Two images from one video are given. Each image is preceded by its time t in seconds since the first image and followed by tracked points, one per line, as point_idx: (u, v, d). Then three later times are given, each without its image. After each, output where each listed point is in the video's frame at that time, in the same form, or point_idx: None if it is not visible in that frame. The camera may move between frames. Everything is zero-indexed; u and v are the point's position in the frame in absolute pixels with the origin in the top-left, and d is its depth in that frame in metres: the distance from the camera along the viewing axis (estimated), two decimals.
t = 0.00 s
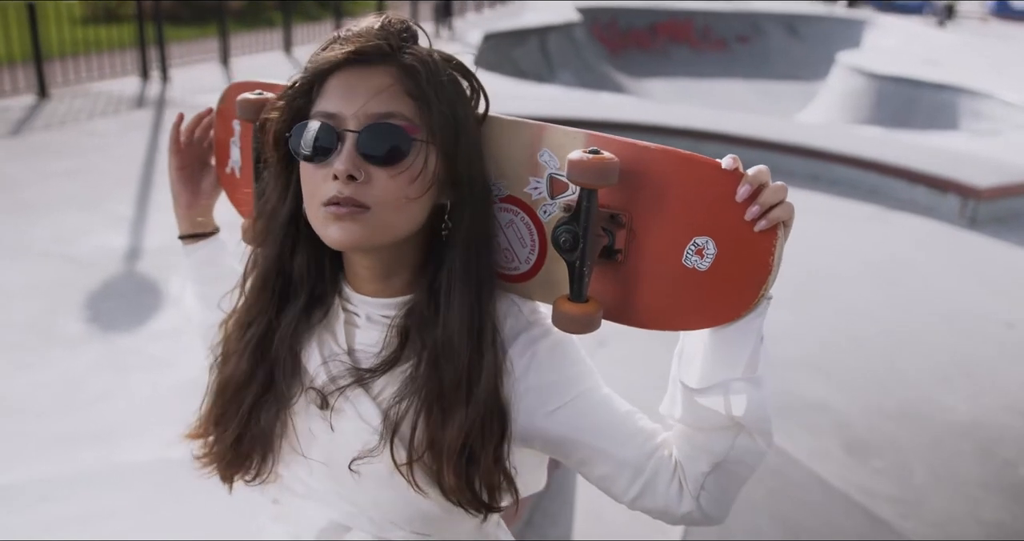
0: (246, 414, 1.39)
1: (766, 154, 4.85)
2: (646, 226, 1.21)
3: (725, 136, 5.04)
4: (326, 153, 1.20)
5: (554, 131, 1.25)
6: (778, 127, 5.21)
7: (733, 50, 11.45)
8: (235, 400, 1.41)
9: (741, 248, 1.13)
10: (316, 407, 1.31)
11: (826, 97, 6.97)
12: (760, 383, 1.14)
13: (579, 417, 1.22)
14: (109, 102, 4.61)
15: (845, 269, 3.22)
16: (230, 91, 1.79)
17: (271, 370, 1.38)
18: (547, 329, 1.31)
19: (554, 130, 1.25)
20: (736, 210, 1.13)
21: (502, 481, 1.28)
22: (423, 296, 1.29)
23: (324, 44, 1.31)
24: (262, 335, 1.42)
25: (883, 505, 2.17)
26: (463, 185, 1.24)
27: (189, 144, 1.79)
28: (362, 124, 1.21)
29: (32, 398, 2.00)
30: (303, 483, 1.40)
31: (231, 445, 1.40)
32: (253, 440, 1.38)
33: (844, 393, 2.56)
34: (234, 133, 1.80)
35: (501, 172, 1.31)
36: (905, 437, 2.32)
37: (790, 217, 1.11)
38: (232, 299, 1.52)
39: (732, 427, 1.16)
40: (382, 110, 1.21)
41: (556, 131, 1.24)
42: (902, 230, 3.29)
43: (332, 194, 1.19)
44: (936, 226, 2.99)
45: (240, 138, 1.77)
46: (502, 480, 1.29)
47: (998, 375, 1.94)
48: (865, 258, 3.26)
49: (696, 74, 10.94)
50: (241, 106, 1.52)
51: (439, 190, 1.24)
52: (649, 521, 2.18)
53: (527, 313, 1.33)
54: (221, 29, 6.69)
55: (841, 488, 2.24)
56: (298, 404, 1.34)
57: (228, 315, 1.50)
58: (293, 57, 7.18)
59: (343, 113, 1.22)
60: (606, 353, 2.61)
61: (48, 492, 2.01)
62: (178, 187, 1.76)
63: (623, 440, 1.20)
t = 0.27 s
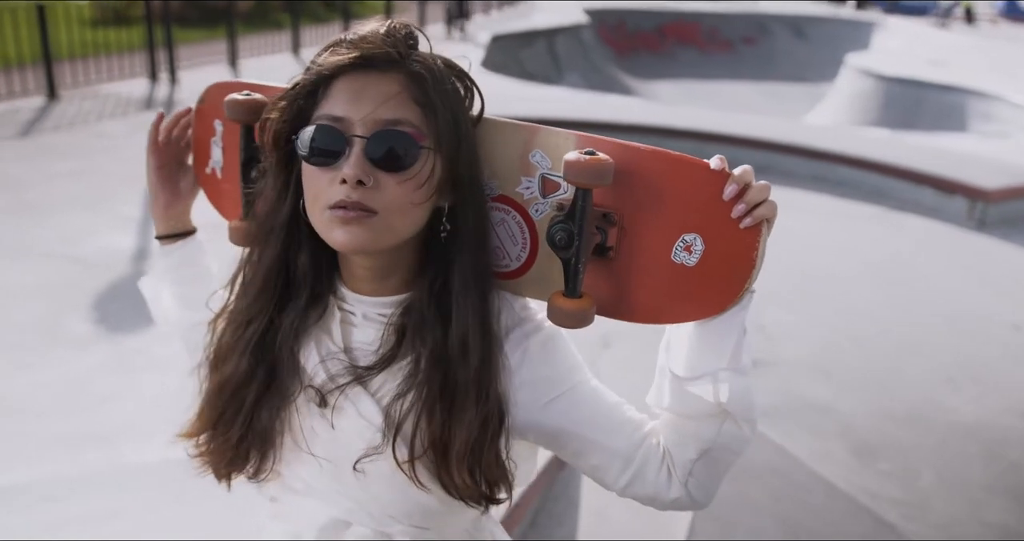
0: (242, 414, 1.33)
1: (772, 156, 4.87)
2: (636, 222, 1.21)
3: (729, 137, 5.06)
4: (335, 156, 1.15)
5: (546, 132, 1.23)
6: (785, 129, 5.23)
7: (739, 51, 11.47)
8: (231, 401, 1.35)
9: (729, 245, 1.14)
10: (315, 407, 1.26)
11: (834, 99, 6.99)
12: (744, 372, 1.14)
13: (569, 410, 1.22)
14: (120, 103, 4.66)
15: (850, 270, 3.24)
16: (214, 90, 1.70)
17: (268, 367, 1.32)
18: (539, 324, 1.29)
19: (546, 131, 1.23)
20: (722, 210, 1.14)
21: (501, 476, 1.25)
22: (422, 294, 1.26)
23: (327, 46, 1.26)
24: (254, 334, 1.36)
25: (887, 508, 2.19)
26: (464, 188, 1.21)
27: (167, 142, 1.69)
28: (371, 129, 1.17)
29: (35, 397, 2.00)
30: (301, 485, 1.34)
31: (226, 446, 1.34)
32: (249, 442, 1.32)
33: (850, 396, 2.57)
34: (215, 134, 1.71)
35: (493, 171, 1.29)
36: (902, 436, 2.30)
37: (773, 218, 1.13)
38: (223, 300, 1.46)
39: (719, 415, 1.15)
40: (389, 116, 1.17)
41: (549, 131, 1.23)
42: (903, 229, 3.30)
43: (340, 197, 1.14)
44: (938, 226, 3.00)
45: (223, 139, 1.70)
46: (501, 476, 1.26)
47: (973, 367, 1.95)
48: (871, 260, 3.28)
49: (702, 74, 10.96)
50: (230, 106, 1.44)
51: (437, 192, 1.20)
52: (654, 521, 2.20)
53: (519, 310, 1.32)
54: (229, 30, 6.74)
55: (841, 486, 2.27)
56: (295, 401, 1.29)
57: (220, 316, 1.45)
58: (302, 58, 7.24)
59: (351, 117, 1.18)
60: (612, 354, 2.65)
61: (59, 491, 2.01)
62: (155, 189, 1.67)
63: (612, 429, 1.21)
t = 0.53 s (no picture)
0: (243, 414, 1.26)
1: (783, 158, 4.87)
2: (624, 216, 1.18)
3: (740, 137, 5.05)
4: (341, 161, 1.10)
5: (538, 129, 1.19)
6: (796, 130, 5.22)
7: (750, 52, 11.44)
8: (229, 401, 1.27)
9: (717, 237, 1.11)
10: (316, 406, 1.19)
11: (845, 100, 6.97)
12: (732, 359, 1.12)
13: (564, 399, 1.18)
14: (131, 105, 4.70)
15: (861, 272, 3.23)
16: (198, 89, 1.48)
17: (271, 366, 1.24)
18: (530, 315, 1.25)
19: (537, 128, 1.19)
20: (707, 203, 1.12)
21: (504, 467, 1.22)
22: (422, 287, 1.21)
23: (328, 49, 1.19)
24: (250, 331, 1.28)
25: (898, 510, 2.16)
26: (464, 192, 1.17)
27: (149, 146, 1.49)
28: (378, 134, 1.11)
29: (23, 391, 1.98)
30: (308, 483, 1.25)
31: (225, 446, 1.27)
32: (249, 445, 1.24)
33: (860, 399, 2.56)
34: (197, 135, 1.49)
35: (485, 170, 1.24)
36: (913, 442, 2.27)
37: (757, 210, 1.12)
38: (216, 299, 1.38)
39: (707, 400, 1.14)
40: (396, 120, 1.11)
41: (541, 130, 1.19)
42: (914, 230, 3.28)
43: (346, 200, 1.09)
44: (949, 227, 2.98)
45: (209, 140, 1.47)
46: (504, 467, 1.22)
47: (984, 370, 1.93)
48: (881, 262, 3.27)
49: (713, 75, 10.94)
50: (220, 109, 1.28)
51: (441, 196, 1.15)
52: (662, 523, 2.19)
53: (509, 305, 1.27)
54: (240, 32, 6.78)
55: (846, 487, 2.26)
56: (300, 401, 1.22)
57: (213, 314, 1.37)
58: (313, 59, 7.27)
59: (357, 121, 1.12)
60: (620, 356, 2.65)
61: (59, 491, 1.98)
62: (134, 195, 1.46)
63: (605, 416, 1.18)
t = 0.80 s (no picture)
0: (252, 413, 1.23)
1: (792, 158, 4.87)
2: (616, 207, 1.18)
3: (749, 138, 5.04)
4: (350, 165, 1.09)
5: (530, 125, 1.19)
6: (805, 130, 5.22)
7: (762, 52, 11.43)
8: (236, 400, 1.25)
9: (707, 224, 1.13)
10: (325, 402, 1.18)
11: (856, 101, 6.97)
12: (726, 341, 1.12)
13: (560, 386, 1.18)
14: (143, 107, 4.74)
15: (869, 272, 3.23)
16: (187, 93, 1.43)
17: (280, 363, 1.22)
18: (528, 307, 1.26)
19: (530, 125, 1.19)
20: (696, 193, 1.13)
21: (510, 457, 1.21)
22: (423, 284, 1.20)
23: (330, 52, 1.17)
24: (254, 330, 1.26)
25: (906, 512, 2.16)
26: (465, 191, 1.17)
27: (138, 151, 1.43)
28: (386, 138, 1.10)
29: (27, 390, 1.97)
30: (318, 479, 1.22)
31: (233, 446, 1.24)
32: (258, 443, 1.21)
33: (868, 399, 2.55)
34: (187, 139, 1.44)
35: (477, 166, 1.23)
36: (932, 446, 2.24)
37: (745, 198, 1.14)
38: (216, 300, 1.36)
39: (702, 383, 1.13)
40: (403, 124, 1.10)
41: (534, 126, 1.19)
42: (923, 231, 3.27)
43: (356, 203, 1.08)
44: (958, 227, 2.96)
45: (200, 143, 1.44)
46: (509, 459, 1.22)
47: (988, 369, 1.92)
48: (889, 261, 3.27)
49: (723, 75, 10.92)
50: (215, 114, 1.25)
51: (443, 197, 1.15)
52: (668, 522, 2.19)
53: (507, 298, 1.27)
54: (251, 33, 6.81)
55: (858, 490, 2.26)
56: (308, 398, 1.20)
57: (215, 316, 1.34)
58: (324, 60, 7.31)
59: (365, 125, 1.11)
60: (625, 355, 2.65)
61: (63, 491, 1.96)
62: (122, 199, 1.40)
63: (602, 401, 1.18)
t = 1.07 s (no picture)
0: (259, 412, 1.22)
1: (800, 160, 4.87)
2: (612, 201, 1.17)
3: (758, 140, 5.03)
4: (354, 169, 1.09)
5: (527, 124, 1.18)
6: (814, 132, 5.21)
7: (771, 53, 11.42)
8: (241, 399, 1.23)
9: (701, 217, 1.12)
10: (332, 399, 1.18)
11: (865, 102, 6.96)
12: (721, 329, 1.13)
13: (560, 378, 1.19)
14: (151, 107, 4.76)
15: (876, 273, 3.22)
16: (180, 98, 1.39)
17: (287, 361, 1.21)
18: (527, 301, 1.25)
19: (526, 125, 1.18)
20: (689, 187, 1.12)
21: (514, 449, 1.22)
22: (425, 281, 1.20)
23: (330, 55, 1.16)
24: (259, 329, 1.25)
25: (912, 514, 2.14)
26: (465, 191, 1.17)
27: (132, 159, 1.39)
28: (389, 142, 1.10)
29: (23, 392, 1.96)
30: (327, 476, 1.21)
31: (241, 446, 1.23)
32: (266, 441, 1.20)
33: (875, 402, 2.54)
34: (182, 145, 1.40)
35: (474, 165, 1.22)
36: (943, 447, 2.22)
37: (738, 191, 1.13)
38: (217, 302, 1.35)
39: (698, 370, 1.14)
40: (406, 128, 1.10)
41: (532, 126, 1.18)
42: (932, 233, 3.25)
43: (360, 206, 1.08)
44: (967, 230, 2.95)
45: (195, 150, 1.39)
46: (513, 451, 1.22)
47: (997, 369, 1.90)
48: (897, 263, 3.25)
49: (733, 77, 10.91)
50: (212, 120, 1.21)
51: (444, 196, 1.15)
52: (674, 523, 2.19)
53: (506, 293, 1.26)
54: (260, 34, 6.83)
55: (863, 491, 2.24)
56: (316, 395, 1.20)
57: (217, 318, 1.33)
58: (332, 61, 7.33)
59: (368, 128, 1.10)
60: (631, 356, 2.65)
61: (81, 490, 1.96)
62: (117, 206, 1.36)
63: (602, 392, 1.18)
